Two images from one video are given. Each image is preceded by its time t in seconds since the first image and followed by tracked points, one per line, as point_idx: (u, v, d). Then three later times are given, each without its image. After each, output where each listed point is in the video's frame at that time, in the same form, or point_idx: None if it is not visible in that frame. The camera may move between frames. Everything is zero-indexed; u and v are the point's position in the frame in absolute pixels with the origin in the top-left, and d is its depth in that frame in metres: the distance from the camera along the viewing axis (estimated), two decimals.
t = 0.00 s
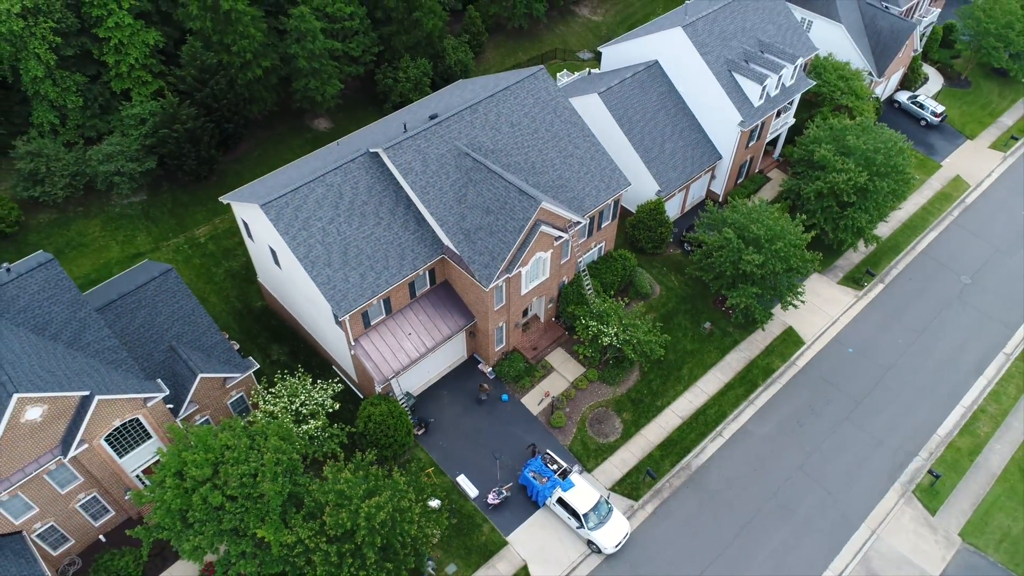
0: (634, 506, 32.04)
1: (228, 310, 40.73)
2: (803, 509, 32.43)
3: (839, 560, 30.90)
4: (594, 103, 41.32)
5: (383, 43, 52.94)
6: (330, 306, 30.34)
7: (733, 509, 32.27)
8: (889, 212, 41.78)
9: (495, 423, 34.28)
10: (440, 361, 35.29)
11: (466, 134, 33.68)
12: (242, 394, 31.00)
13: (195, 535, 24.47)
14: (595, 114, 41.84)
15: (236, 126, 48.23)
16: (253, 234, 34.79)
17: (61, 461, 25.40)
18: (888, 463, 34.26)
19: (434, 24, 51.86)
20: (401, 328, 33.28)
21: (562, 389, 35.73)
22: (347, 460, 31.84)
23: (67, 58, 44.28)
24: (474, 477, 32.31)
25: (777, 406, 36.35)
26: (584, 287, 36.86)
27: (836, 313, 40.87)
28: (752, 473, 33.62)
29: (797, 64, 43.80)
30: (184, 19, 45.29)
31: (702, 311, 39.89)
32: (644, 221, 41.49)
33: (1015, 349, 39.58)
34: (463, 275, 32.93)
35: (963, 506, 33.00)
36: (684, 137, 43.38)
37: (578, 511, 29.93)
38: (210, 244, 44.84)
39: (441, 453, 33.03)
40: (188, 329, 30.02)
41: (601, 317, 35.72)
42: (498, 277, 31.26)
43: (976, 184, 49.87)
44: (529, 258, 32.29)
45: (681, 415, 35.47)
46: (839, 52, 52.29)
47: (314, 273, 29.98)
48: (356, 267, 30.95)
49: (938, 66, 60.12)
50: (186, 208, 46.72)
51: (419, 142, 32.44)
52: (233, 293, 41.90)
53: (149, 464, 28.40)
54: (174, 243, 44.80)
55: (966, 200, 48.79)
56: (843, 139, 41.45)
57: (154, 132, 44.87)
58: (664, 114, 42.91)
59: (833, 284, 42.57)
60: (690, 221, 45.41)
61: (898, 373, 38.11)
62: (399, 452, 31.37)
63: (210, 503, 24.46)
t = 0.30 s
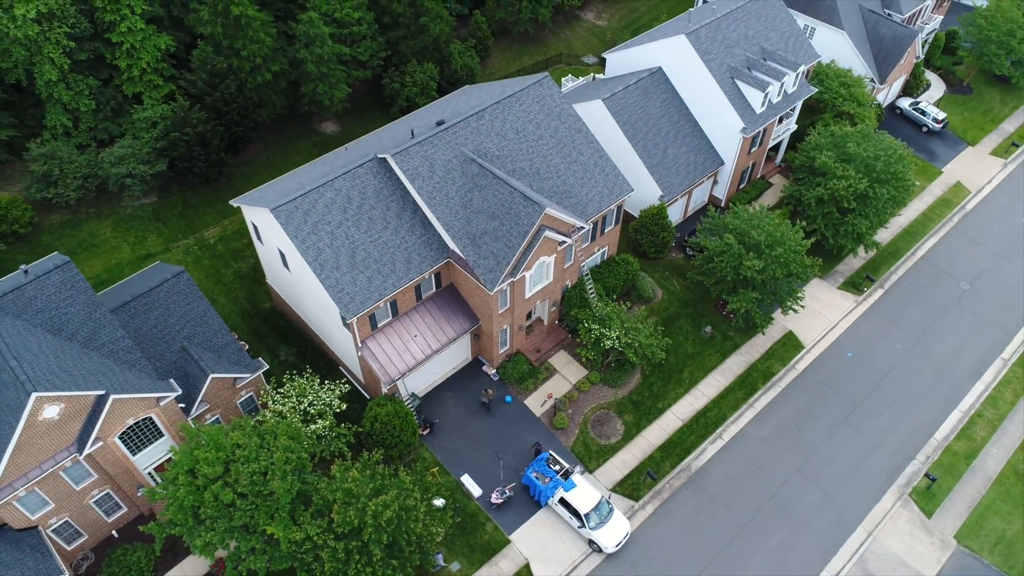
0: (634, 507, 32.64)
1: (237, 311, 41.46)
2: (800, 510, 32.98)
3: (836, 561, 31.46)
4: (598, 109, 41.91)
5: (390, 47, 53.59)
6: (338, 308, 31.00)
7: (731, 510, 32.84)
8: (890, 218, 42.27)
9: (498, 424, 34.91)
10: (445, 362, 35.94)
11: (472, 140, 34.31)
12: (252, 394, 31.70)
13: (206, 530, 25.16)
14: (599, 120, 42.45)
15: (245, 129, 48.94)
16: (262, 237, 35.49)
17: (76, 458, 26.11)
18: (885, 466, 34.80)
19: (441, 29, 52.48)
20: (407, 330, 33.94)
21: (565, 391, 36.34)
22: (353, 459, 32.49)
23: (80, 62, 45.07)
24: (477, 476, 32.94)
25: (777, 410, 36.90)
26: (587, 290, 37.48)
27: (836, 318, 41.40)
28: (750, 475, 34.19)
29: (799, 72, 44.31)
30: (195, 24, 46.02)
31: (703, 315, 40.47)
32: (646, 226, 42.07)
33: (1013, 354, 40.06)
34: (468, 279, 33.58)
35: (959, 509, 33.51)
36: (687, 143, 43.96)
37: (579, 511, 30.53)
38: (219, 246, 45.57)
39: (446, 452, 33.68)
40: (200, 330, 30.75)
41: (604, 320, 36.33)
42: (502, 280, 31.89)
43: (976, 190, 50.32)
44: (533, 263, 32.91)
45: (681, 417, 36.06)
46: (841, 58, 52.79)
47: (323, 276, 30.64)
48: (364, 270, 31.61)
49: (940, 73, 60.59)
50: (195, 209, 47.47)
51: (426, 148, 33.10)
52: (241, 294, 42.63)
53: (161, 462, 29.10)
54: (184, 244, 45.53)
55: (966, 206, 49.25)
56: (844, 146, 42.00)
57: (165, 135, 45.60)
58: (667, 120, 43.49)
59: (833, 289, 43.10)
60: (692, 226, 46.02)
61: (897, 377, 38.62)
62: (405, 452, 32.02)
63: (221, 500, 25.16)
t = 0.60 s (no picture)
0: (635, 507, 33.24)
1: (246, 312, 42.22)
2: (799, 513, 33.53)
3: (834, 562, 32.00)
4: (603, 115, 42.50)
5: (398, 52, 54.21)
6: (346, 310, 31.67)
7: (731, 512, 33.40)
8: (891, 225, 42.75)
9: (502, 425, 35.56)
10: (451, 364, 36.60)
11: (479, 146, 34.96)
12: (262, 394, 32.42)
13: (218, 526, 25.84)
14: (604, 126, 43.04)
15: (255, 132, 49.65)
16: (272, 239, 36.19)
17: (92, 455, 26.84)
18: (883, 470, 35.31)
19: (448, 33, 53.08)
20: (414, 332, 34.62)
21: (568, 393, 36.98)
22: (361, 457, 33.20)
23: (94, 65, 45.88)
24: (482, 476, 33.60)
25: (777, 413, 37.45)
26: (590, 295, 38.17)
27: (837, 323, 41.95)
28: (750, 478, 34.75)
29: (803, 79, 44.81)
30: (207, 28, 46.72)
31: (705, 319, 41.04)
32: (650, 231, 42.67)
33: (1012, 360, 40.50)
34: (474, 282, 34.22)
35: (956, 512, 34.01)
36: (691, 148, 44.52)
37: (581, 511, 31.13)
38: (229, 247, 46.31)
39: (451, 452, 34.34)
40: (212, 331, 31.49)
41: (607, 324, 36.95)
42: (507, 284, 32.51)
43: (978, 197, 50.73)
44: (538, 267, 33.52)
45: (683, 419, 36.64)
46: (845, 65, 53.25)
47: (332, 279, 31.30)
48: (372, 273, 32.28)
49: (943, 79, 60.98)
50: (206, 211, 48.23)
51: (434, 154, 33.75)
52: (250, 295, 43.38)
53: (173, 459, 29.82)
54: (195, 245, 46.27)
55: (967, 212, 49.68)
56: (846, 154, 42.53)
57: (177, 138, 46.34)
58: (671, 126, 44.06)
59: (834, 294, 43.62)
60: (695, 230, 46.61)
61: (896, 382, 39.11)
62: (411, 451, 32.66)
63: (232, 497, 25.84)
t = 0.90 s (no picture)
0: (637, 509, 33.83)
1: (257, 312, 42.99)
2: (799, 516, 34.04)
3: (833, 565, 32.50)
4: (610, 121, 43.09)
5: (407, 56, 54.85)
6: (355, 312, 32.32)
7: (732, 515, 33.93)
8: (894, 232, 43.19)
9: (508, 426, 36.18)
10: (457, 365, 37.24)
11: (487, 152, 35.59)
12: (272, 393, 33.12)
13: (230, 522, 26.53)
14: (610, 132, 43.62)
15: (267, 135, 50.40)
16: (284, 241, 36.90)
17: (108, 451, 27.59)
18: (883, 475, 35.78)
19: (457, 38, 53.70)
20: (421, 334, 35.28)
21: (573, 395, 37.57)
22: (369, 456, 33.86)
23: (110, 68, 46.72)
24: (487, 476, 34.22)
25: (778, 417, 37.96)
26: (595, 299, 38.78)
27: (839, 328, 42.44)
28: (751, 481, 35.28)
29: (808, 87, 45.28)
30: (220, 33, 47.47)
31: (708, 323, 41.57)
32: (655, 236, 43.23)
33: (1013, 367, 40.91)
34: (481, 286, 34.84)
35: (954, 517, 34.47)
36: (696, 155, 45.04)
37: (584, 511, 31.72)
38: (240, 247, 47.08)
39: (457, 452, 34.98)
40: (225, 331, 32.22)
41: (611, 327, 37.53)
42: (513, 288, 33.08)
43: (982, 204, 51.11)
44: (544, 271, 34.10)
45: (685, 423, 37.19)
46: (850, 72, 53.68)
47: (342, 281, 31.97)
48: (382, 275, 32.93)
49: (949, 87, 61.31)
50: (217, 212, 48.99)
51: (443, 160, 34.40)
52: (261, 295, 44.12)
53: (186, 456, 30.55)
54: (206, 246, 47.02)
55: (971, 220, 50.03)
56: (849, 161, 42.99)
57: (190, 141, 47.10)
58: (677, 132, 44.60)
59: (836, 300, 44.08)
60: (700, 236, 47.16)
61: (897, 388, 39.57)
62: (417, 451, 33.30)
63: (244, 494, 26.52)
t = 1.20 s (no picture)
0: (640, 511, 34.39)
1: (269, 311, 43.80)
2: (800, 520, 34.50)
3: (832, 569, 32.95)
4: (619, 128, 43.63)
5: (420, 60, 55.51)
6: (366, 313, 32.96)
7: (734, 518, 34.42)
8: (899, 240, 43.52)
9: (514, 427, 36.81)
10: (466, 367, 37.89)
11: (497, 158, 36.23)
12: (284, 392, 33.88)
13: (242, 517, 27.28)
14: (619, 138, 44.17)
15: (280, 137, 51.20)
16: (297, 243, 37.63)
17: (125, 446, 28.39)
18: (884, 481, 36.19)
19: (469, 43, 54.34)
20: (431, 335, 35.95)
21: (578, 398, 38.16)
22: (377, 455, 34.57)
23: (128, 71, 47.61)
24: (493, 476, 34.86)
25: (781, 422, 38.42)
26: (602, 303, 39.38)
27: (843, 335, 42.85)
28: (753, 484, 35.77)
29: (816, 95, 45.69)
30: (237, 36, 48.29)
31: (713, 328, 42.06)
32: (662, 241, 43.78)
33: (1016, 376, 41.20)
34: (490, 289, 35.46)
35: (955, 524, 34.83)
36: (704, 161, 45.51)
37: (588, 513, 32.30)
38: (253, 247, 47.90)
39: (464, 452, 35.64)
40: (239, 331, 32.99)
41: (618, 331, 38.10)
42: (521, 291, 33.63)
43: (989, 213, 51.32)
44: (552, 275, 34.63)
45: (689, 427, 37.70)
46: (859, 81, 54.02)
47: (354, 283, 32.67)
48: (393, 278, 33.61)
49: (958, 95, 61.49)
50: (231, 212, 49.84)
51: (454, 165, 35.08)
52: (273, 295, 44.92)
53: (200, 453, 31.33)
54: (220, 245, 47.86)
55: (977, 229, 50.28)
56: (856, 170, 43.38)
57: (205, 142, 47.95)
58: (685, 139, 45.10)
59: (841, 307, 44.48)
60: (707, 241, 47.65)
61: (900, 395, 39.95)
62: (425, 451, 33.98)
63: (256, 490, 27.25)
